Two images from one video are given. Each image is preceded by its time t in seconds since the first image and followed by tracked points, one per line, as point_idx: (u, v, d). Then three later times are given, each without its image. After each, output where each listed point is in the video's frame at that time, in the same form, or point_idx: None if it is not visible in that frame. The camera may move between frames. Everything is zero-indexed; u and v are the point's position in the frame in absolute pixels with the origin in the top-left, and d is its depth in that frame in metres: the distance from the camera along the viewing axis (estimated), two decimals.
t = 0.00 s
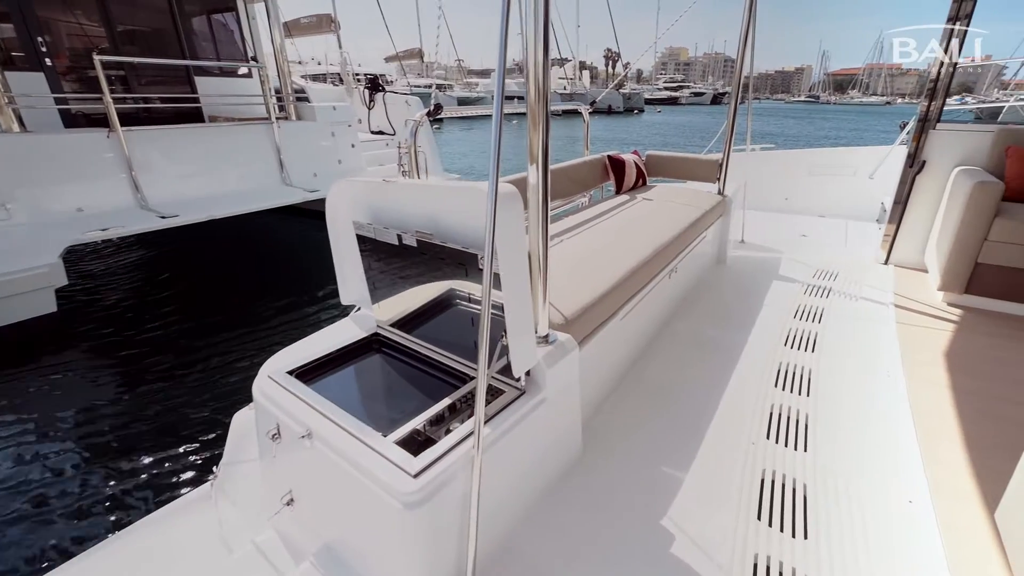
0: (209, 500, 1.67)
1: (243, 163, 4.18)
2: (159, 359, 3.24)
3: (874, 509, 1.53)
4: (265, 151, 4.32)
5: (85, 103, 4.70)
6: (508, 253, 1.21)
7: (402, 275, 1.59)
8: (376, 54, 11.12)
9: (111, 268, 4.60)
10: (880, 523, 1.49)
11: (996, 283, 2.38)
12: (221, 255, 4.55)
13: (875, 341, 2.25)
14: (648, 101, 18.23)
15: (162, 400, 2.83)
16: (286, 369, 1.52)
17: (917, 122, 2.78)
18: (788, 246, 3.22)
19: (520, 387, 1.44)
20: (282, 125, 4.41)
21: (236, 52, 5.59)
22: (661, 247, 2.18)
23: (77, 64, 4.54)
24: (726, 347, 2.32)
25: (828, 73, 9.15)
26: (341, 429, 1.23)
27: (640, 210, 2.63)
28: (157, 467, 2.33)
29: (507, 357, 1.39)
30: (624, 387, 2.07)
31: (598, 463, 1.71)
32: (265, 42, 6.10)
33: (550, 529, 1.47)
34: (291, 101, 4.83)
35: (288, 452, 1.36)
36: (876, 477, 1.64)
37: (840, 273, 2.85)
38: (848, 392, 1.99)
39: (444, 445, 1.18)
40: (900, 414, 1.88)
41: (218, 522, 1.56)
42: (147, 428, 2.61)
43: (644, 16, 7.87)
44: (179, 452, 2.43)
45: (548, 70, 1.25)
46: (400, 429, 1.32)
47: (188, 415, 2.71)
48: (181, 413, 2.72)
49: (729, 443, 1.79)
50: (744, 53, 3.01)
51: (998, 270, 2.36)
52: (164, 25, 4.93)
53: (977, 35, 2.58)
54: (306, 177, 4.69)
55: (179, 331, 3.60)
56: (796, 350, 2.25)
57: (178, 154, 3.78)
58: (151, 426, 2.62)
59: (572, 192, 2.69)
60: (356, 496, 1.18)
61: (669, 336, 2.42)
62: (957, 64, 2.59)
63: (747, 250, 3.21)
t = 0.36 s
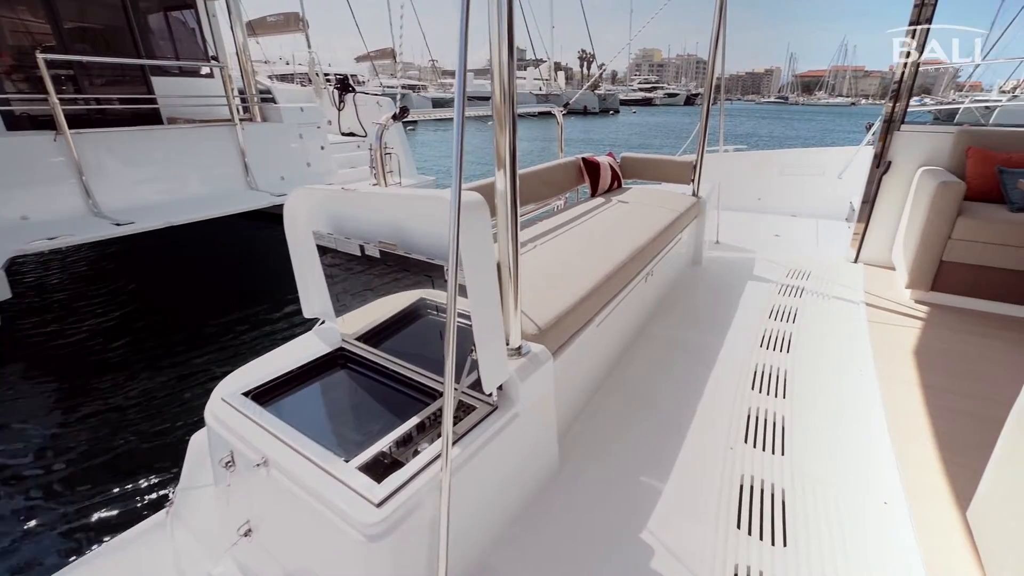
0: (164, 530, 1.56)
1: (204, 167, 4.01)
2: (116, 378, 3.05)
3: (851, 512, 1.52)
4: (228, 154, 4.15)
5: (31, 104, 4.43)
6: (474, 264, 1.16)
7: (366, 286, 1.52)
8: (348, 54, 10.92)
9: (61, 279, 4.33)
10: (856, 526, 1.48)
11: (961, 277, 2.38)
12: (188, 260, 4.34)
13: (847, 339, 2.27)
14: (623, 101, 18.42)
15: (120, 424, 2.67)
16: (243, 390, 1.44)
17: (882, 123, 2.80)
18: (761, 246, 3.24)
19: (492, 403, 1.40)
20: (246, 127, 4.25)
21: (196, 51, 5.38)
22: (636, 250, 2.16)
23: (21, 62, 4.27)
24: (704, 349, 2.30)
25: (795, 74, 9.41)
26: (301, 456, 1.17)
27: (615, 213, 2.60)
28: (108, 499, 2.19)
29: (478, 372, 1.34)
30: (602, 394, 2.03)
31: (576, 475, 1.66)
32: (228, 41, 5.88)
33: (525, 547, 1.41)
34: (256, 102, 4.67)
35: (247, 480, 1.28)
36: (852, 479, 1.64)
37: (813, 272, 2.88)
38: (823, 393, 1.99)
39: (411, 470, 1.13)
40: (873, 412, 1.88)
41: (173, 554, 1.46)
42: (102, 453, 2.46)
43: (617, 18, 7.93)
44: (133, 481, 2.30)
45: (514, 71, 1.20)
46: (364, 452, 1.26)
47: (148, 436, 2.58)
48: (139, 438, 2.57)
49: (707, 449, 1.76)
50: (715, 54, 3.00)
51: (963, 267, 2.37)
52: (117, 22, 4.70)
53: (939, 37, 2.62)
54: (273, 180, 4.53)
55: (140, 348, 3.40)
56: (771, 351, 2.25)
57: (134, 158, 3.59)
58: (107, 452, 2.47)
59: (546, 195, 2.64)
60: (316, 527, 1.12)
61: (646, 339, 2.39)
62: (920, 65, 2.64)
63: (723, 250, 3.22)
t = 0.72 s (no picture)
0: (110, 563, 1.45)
1: (161, 170, 3.82)
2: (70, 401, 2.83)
3: (828, 515, 1.51)
4: (188, 157, 3.97)
5: None
6: (436, 274, 1.11)
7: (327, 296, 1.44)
8: (316, 54, 10.67)
9: None
10: (833, 529, 1.47)
11: (925, 275, 2.42)
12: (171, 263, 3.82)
13: (819, 338, 2.28)
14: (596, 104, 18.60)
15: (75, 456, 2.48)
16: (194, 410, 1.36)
17: (847, 125, 2.85)
18: (734, 245, 3.27)
19: (461, 417, 1.35)
20: (205, 129, 4.08)
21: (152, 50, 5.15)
22: (609, 253, 2.13)
23: None
24: (679, 351, 2.29)
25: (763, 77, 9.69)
26: (254, 483, 1.11)
27: (588, 215, 2.57)
28: (50, 544, 2.05)
29: (446, 384, 1.29)
30: (577, 401, 1.99)
31: (551, 487, 1.61)
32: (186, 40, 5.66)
33: (499, 564, 1.35)
34: (217, 103, 4.48)
35: (199, 508, 1.20)
36: (827, 480, 1.63)
37: (784, 271, 2.91)
38: (796, 393, 1.99)
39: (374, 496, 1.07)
40: (846, 411, 1.89)
41: None
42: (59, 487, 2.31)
43: (589, 22, 7.99)
44: (82, 520, 2.16)
45: (476, 69, 1.14)
46: (323, 475, 1.19)
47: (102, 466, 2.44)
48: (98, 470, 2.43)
49: (684, 454, 1.74)
50: (685, 56, 3.01)
51: (926, 265, 2.42)
52: (65, 20, 4.47)
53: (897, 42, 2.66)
54: (237, 184, 4.36)
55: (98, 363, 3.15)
56: (745, 352, 2.25)
57: (84, 161, 3.38)
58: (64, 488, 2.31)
59: (518, 198, 2.59)
60: (270, 559, 1.06)
61: (622, 343, 2.36)
62: (882, 69, 2.69)
63: (696, 251, 3.22)
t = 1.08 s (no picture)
0: None
1: (110, 174, 3.58)
2: (13, 429, 2.33)
3: (807, 518, 1.50)
4: (140, 162, 3.75)
5: None
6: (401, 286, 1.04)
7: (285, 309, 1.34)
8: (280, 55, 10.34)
9: None
10: (813, 532, 1.45)
11: (890, 274, 2.48)
12: (150, 271, 3.22)
13: (791, 338, 2.30)
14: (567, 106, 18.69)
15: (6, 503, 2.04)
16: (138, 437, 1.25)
17: (813, 127, 2.89)
18: (706, 246, 3.29)
19: (431, 434, 1.28)
20: (158, 132, 3.85)
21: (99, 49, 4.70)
22: (584, 257, 2.09)
23: None
24: (655, 354, 2.27)
25: (728, 80, 9.91)
26: (204, 518, 1.01)
27: (561, 218, 2.53)
28: None
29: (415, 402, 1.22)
30: (554, 410, 1.94)
31: (528, 501, 1.56)
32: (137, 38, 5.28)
33: None
34: (171, 105, 4.25)
35: (145, 547, 1.09)
36: (804, 482, 1.62)
37: (756, 271, 2.93)
38: (771, 394, 1.99)
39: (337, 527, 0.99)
40: (821, 411, 1.90)
41: None
42: None
43: (560, 24, 8.00)
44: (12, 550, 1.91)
45: (440, 68, 1.08)
46: (282, 504, 1.10)
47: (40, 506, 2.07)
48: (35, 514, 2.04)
49: (662, 461, 1.71)
50: (655, 59, 3.00)
51: (891, 264, 2.47)
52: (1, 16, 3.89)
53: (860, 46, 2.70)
54: (195, 189, 4.14)
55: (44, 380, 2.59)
56: (721, 353, 2.24)
57: (24, 166, 3.13)
58: None
59: (490, 202, 2.53)
60: None
61: (598, 348, 2.33)
62: (845, 73, 2.72)
63: (669, 252, 3.22)
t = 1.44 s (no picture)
0: None
1: (50, 181, 3.31)
2: None
3: (791, 528, 1.48)
4: (84, 167, 3.50)
5: None
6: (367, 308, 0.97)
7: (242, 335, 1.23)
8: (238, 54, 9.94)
9: None
10: (797, 542, 1.44)
11: (857, 274, 2.53)
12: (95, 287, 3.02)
13: (766, 341, 2.31)
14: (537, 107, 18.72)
15: None
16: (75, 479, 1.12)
17: (780, 129, 2.93)
18: (679, 248, 3.29)
19: (404, 464, 1.21)
20: (104, 134, 3.59)
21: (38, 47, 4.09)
22: (559, 265, 2.04)
23: None
24: (632, 361, 2.24)
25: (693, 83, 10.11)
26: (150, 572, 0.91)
27: (536, 224, 2.48)
28: None
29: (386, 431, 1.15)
30: (533, 424, 1.89)
31: (508, 524, 1.49)
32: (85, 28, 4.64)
33: None
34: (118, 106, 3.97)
35: None
36: (786, 490, 1.61)
37: (728, 273, 2.95)
38: (749, 399, 1.98)
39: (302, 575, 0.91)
40: (798, 415, 1.90)
41: None
42: None
43: (528, 26, 7.97)
44: None
45: (407, 73, 1.01)
46: (241, 549, 1.00)
47: None
48: None
49: (643, 474, 1.67)
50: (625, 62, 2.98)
51: (858, 264, 2.52)
52: None
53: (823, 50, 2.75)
54: (146, 196, 3.88)
55: (1, 412, 2.50)
56: (698, 358, 2.23)
57: None
58: None
59: (462, 208, 2.45)
60: None
61: (576, 357, 2.28)
62: (809, 76, 2.76)
63: (643, 255, 3.21)
